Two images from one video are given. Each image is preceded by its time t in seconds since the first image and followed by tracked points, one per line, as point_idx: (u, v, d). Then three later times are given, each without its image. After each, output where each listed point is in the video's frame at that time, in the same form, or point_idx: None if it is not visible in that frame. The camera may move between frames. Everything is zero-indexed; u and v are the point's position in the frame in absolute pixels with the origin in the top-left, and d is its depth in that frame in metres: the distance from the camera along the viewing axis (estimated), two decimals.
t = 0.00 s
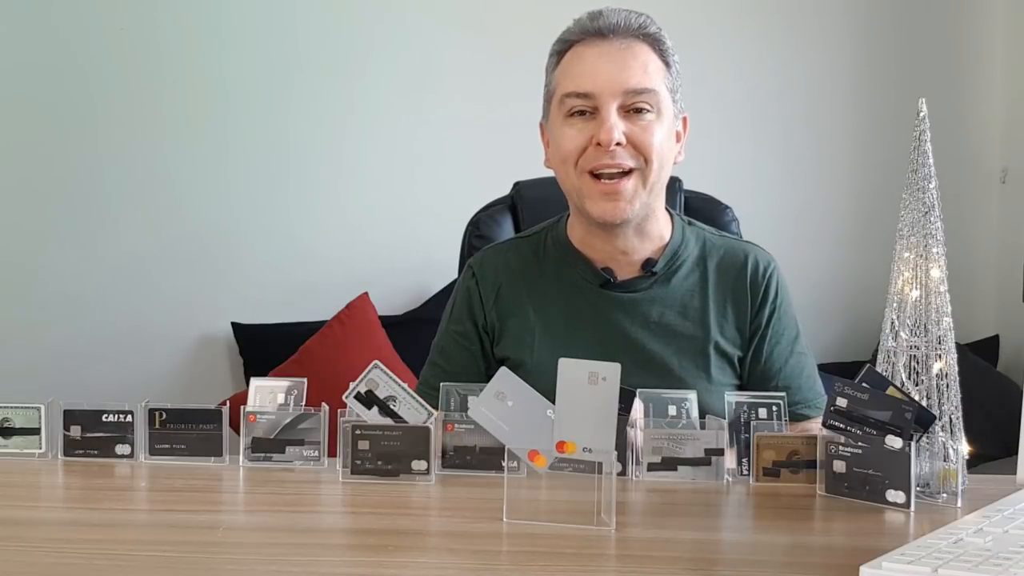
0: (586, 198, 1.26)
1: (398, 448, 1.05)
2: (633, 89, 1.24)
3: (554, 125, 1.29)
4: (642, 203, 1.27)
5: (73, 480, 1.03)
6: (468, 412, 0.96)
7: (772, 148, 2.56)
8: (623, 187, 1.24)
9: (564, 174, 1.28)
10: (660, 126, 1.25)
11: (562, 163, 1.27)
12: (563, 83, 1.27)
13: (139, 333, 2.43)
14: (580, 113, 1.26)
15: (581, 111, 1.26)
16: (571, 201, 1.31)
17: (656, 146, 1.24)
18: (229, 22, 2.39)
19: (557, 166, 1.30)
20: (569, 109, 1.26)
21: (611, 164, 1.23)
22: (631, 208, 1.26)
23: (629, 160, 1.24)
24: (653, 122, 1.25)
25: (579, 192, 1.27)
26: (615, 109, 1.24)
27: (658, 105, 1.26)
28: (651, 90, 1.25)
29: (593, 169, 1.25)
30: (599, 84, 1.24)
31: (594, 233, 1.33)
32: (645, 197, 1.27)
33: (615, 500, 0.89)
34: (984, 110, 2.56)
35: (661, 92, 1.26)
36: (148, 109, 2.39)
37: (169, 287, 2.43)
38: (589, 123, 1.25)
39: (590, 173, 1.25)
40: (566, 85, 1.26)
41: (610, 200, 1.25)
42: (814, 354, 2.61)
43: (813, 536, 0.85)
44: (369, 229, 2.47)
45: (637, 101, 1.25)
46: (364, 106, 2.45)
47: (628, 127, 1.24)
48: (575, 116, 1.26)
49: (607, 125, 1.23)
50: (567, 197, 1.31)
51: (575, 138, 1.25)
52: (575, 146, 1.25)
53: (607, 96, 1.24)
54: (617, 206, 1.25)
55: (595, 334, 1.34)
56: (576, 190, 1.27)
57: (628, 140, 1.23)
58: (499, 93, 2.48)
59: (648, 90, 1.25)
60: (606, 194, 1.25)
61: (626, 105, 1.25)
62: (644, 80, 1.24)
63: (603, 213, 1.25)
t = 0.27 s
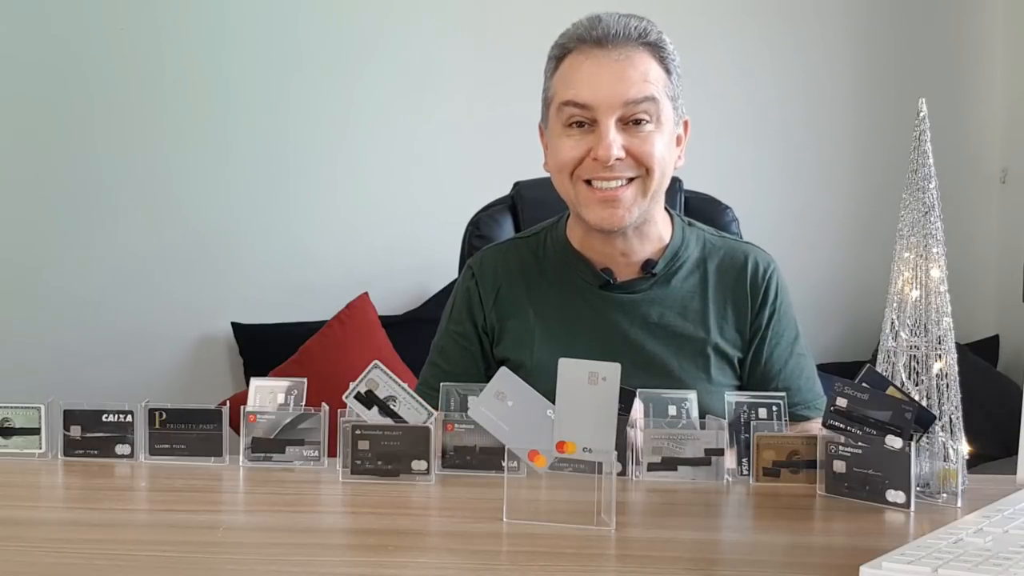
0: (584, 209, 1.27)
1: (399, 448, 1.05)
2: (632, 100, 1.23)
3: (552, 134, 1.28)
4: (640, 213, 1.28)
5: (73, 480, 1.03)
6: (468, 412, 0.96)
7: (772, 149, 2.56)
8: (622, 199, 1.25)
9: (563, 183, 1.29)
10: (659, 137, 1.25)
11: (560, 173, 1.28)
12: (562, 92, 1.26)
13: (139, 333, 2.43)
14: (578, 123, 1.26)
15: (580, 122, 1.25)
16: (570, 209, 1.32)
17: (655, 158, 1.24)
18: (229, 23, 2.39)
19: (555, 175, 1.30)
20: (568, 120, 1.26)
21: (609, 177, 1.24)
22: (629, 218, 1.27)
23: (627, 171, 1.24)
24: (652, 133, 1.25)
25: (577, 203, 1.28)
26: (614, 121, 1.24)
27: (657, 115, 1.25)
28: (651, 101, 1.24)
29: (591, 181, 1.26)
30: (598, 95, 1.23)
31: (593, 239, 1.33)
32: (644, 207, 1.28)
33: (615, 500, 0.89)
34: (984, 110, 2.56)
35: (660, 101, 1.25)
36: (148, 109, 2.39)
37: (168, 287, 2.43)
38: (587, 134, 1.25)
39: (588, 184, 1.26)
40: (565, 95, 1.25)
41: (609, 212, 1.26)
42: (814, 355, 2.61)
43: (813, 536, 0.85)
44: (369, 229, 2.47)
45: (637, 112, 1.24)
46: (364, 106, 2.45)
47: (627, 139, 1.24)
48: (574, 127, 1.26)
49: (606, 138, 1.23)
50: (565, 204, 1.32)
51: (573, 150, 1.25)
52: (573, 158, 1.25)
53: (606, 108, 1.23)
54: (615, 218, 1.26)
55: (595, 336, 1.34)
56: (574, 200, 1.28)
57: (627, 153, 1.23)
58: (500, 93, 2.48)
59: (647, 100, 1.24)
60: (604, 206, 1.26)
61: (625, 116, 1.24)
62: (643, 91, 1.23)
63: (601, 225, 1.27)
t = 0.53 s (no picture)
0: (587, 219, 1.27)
1: (398, 448, 1.05)
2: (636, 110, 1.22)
3: (555, 143, 1.27)
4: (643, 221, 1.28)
5: (73, 480, 1.03)
6: (468, 412, 0.96)
7: (772, 149, 2.56)
8: (626, 209, 1.26)
9: (565, 192, 1.28)
10: (662, 145, 1.24)
11: (564, 183, 1.27)
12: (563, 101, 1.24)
13: (139, 333, 2.43)
14: (581, 132, 1.25)
15: (582, 131, 1.24)
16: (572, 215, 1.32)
17: (658, 166, 1.24)
18: (229, 23, 2.39)
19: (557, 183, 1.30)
20: (570, 129, 1.25)
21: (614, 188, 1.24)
22: (633, 227, 1.27)
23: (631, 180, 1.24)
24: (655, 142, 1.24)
25: (581, 212, 1.28)
26: (617, 130, 1.23)
27: (661, 124, 1.24)
28: (654, 110, 1.23)
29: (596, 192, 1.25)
30: (601, 105, 1.21)
31: (597, 245, 1.33)
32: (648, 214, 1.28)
33: (615, 500, 0.89)
34: (984, 110, 2.56)
35: (664, 109, 1.24)
36: (148, 109, 2.39)
37: (168, 287, 2.43)
38: (590, 143, 1.24)
39: (591, 194, 1.26)
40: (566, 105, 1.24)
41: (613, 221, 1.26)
42: (814, 355, 2.61)
43: (813, 536, 0.85)
44: (368, 230, 2.48)
45: (640, 121, 1.23)
46: (364, 107, 2.45)
47: (630, 149, 1.23)
48: (576, 136, 1.25)
49: (610, 148, 1.22)
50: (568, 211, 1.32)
51: (576, 159, 1.24)
52: (576, 168, 1.24)
53: (609, 118, 1.22)
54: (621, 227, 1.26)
55: (595, 337, 1.34)
56: (578, 209, 1.28)
57: (632, 163, 1.23)
58: (500, 93, 2.48)
59: (651, 110, 1.22)
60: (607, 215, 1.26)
61: (628, 125, 1.23)
62: (647, 101, 1.22)
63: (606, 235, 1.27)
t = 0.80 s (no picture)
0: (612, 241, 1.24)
1: (399, 448, 1.05)
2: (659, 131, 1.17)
3: (572, 166, 1.23)
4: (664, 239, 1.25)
5: (73, 480, 1.03)
6: (468, 412, 0.96)
7: (772, 150, 2.56)
8: (652, 231, 1.22)
9: (587, 214, 1.24)
10: (684, 164, 1.20)
11: (586, 207, 1.23)
12: (582, 123, 1.19)
13: (139, 333, 2.43)
14: (601, 154, 1.20)
15: (603, 153, 1.20)
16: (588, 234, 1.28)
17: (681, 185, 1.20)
18: (228, 23, 2.39)
19: (574, 203, 1.25)
20: (590, 152, 1.20)
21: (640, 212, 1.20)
22: (655, 247, 1.24)
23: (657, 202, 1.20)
24: (679, 161, 1.20)
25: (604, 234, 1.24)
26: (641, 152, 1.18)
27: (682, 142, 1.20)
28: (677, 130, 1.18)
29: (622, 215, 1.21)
30: (624, 128, 1.17)
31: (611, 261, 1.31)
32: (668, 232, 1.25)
33: (615, 500, 0.89)
34: (984, 110, 2.56)
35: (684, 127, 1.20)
36: (148, 109, 2.39)
37: (168, 287, 2.43)
38: (612, 165, 1.20)
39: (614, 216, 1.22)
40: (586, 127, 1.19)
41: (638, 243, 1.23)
42: (814, 355, 2.61)
43: (813, 536, 0.85)
44: (368, 230, 2.47)
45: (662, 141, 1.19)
46: (364, 108, 2.45)
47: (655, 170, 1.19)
48: (596, 158, 1.20)
49: (635, 172, 1.18)
50: (586, 232, 1.28)
51: (598, 182, 1.20)
52: (600, 192, 1.20)
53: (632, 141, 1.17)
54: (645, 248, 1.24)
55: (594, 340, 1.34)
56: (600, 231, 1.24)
57: (657, 186, 1.19)
58: (500, 93, 2.48)
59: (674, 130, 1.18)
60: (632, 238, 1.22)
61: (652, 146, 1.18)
62: (670, 121, 1.17)
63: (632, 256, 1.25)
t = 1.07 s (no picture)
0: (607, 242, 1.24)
1: (399, 448, 1.05)
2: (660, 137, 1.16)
3: (572, 168, 1.22)
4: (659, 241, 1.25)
5: (73, 480, 1.03)
6: (468, 412, 0.96)
7: (772, 150, 2.56)
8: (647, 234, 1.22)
9: (584, 216, 1.23)
10: (684, 169, 1.20)
11: (583, 209, 1.23)
12: (584, 127, 1.18)
13: (140, 333, 2.43)
14: (601, 158, 1.19)
15: (603, 157, 1.19)
16: (586, 233, 1.28)
17: (679, 190, 1.20)
18: (228, 23, 2.39)
19: (572, 203, 1.25)
20: (590, 155, 1.19)
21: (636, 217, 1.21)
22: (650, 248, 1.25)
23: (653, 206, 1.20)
24: (678, 166, 1.19)
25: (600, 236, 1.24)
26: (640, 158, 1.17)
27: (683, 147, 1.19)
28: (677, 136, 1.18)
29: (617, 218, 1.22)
30: (624, 134, 1.16)
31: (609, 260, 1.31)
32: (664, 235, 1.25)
33: (615, 500, 0.89)
34: (984, 110, 2.56)
35: (686, 133, 1.19)
36: (148, 109, 2.39)
37: (168, 287, 2.43)
38: (611, 169, 1.19)
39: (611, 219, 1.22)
40: (587, 131, 1.18)
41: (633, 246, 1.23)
42: (814, 355, 2.61)
43: (813, 536, 0.85)
44: (368, 230, 2.47)
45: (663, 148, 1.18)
46: (364, 108, 2.45)
47: (653, 175, 1.18)
48: (596, 161, 1.19)
49: (634, 178, 1.17)
50: (585, 231, 1.28)
51: (596, 186, 1.19)
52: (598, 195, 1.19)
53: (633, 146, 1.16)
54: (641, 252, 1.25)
55: (594, 340, 1.34)
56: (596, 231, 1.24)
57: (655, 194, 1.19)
58: (500, 92, 2.48)
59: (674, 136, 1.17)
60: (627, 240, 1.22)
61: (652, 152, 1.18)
62: (672, 128, 1.16)
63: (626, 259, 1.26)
